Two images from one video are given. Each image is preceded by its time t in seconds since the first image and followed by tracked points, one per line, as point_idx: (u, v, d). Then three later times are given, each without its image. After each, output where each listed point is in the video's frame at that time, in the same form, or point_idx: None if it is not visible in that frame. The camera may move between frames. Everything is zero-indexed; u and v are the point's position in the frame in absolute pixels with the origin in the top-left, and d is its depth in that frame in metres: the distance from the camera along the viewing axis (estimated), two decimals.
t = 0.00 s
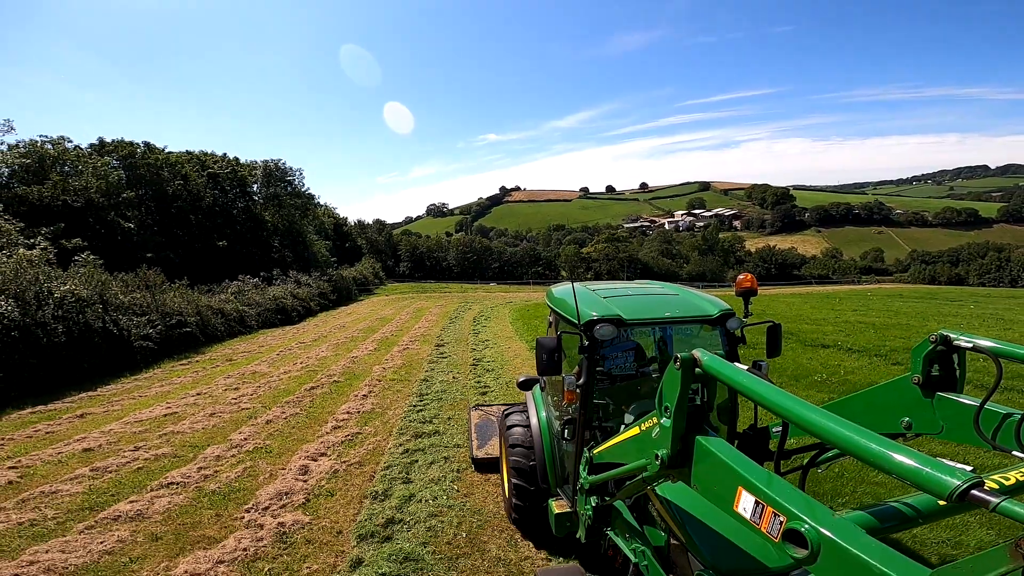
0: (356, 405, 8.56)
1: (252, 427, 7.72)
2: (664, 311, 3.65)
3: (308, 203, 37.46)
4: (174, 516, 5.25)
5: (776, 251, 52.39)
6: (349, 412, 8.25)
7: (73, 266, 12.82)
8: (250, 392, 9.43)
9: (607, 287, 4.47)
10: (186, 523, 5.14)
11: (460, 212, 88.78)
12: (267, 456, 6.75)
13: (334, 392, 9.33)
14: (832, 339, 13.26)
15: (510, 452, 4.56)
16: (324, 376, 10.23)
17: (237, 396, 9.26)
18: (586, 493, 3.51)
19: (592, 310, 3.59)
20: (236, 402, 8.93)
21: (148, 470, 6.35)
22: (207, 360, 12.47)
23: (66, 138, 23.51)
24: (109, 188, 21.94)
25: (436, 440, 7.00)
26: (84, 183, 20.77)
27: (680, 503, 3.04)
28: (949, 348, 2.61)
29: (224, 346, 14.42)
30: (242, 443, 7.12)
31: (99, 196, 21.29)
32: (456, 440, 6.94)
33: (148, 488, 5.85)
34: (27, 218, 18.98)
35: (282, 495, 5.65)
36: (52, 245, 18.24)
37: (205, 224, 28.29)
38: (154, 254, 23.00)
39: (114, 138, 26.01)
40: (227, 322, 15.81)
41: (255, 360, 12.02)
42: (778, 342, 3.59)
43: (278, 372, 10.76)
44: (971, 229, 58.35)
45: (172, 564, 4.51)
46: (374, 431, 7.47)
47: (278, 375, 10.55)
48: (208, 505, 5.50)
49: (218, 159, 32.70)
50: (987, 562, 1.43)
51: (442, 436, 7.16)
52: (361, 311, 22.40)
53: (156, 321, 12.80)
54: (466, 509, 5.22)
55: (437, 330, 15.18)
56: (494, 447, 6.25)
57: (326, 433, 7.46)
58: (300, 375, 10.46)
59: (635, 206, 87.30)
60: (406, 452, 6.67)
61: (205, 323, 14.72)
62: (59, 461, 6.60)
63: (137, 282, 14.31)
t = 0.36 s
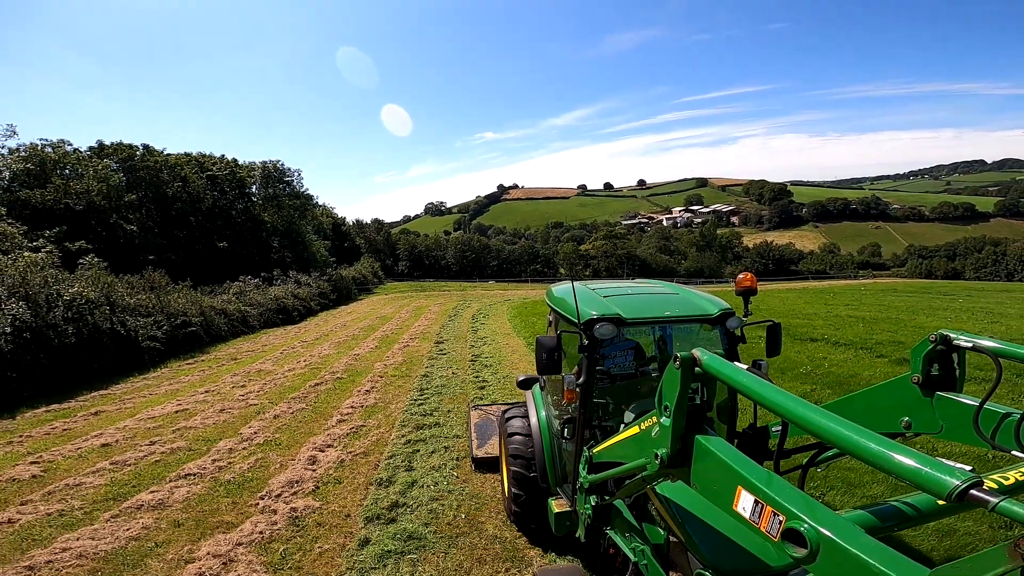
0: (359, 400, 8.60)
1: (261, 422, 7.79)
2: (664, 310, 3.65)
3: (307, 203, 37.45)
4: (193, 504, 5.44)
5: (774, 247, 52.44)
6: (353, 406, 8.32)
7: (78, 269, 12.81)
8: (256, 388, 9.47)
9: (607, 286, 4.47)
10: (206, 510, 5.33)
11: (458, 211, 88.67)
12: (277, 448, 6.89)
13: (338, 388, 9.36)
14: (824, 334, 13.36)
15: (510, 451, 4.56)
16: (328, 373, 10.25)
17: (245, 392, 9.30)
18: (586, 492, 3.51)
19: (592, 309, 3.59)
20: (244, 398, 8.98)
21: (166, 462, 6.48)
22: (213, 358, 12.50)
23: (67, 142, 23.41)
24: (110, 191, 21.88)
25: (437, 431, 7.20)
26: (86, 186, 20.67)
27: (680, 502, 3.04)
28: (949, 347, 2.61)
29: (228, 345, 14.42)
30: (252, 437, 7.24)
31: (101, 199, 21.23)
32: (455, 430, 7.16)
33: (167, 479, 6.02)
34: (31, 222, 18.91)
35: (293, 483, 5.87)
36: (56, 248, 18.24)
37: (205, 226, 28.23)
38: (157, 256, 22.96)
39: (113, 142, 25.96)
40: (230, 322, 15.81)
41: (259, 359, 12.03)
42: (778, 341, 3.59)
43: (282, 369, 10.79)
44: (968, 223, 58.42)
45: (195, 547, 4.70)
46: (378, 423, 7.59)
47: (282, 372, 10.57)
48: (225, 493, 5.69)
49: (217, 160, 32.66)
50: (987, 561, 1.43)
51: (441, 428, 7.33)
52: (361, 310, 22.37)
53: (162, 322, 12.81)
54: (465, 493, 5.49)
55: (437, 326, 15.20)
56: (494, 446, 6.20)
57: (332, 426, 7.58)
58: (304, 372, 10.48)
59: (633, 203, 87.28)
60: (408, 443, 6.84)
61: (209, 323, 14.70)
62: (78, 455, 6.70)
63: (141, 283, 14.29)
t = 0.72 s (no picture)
0: (364, 394, 8.65)
1: (270, 416, 7.86)
2: (664, 310, 3.65)
3: (307, 204, 37.48)
4: (211, 491, 5.66)
5: (772, 246, 52.49)
6: (358, 400, 8.38)
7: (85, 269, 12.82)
8: (263, 384, 9.51)
9: (607, 286, 4.47)
10: (222, 497, 5.55)
11: (457, 211, 88.60)
12: (286, 440, 7.03)
13: (341, 384, 9.41)
14: (815, 331, 13.47)
15: (510, 451, 4.56)
16: (332, 370, 10.29)
17: (252, 388, 9.36)
18: (586, 492, 3.51)
19: (592, 309, 3.59)
20: (253, 393, 9.03)
21: (181, 454, 6.63)
22: (219, 356, 12.54)
23: (71, 144, 23.35)
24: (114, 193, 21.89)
25: (438, 421, 7.38)
26: (90, 187, 20.66)
27: (680, 501, 3.04)
28: (949, 347, 2.61)
29: (233, 343, 14.45)
30: (262, 430, 7.36)
31: (106, 201, 21.23)
32: (455, 422, 7.33)
33: (184, 469, 6.21)
34: (36, 223, 18.83)
35: (304, 471, 6.11)
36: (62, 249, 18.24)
37: (207, 227, 28.17)
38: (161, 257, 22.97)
39: (115, 144, 26.02)
40: (235, 322, 15.83)
41: (265, 356, 12.04)
42: (778, 341, 3.59)
43: (288, 366, 10.83)
44: (966, 222, 58.52)
45: (215, 529, 4.95)
46: (382, 416, 7.70)
47: (287, 369, 10.62)
48: (240, 481, 5.92)
49: (217, 162, 32.72)
50: (986, 561, 1.44)
51: (441, 419, 7.49)
52: (361, 310, 22.36)
53: (169, 321, 12.83)
54: (465, 479, 5.77)
55: (437, 325, 15.24)
56: (494, 446, 6.12)
57: (338, 419, 7.68)
58: (308, 369, 10.52)
59: (632, 203, 87.26)
60: (410, 434, 7.02)
61: (214, 323, 14.71)
62: (97, 448, 6.81)
63: (147, 284, 14.30)
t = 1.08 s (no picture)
0: (368, 387, 8.68)
1: (277, 408, 7.87)
2: (664, 310, 3.65)
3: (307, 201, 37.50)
4: (225, 478, 5.73)
5: (771, 243, 52.54)
6: (362, 392, 8.41)
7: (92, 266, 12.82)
8: (268, 378, 9.52)
9: (607, 286, 4.47)
10: (236, 483, 5.63)
11: (456, 208, 88.51)
12: (293, 430, 7.08)
13: (345, 377, 9.43)
14: (805, 327, 13.58)
15: (509, 452, 4.56)
16: (336, 364, 10.31)
17: (259, 381, 9.38)
18: (586, 492, 3.51)
19: (592, 309, 3.59)
20: (260, 386, 9.04)
21: (196, 444, 6.66)
22: (226, 351, 12.55)
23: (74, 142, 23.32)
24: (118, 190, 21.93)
25: (438, 412, 7.42)
26: (94, 185, 20.65)
27: (680, 502, 3.04)
28: (949, 348, 2.60)
29: (237, 339, 14.46)
30: (270, 420, 7.39)
31: (109, 199, 21.25)
32: (455, 413, 7.37)
33: (198, 457, 6.25)
34: (40, 220, 18.86)
35: (312, 459, 6.18)
36: (68, 245, 18.22)
37: (209, 224, 28.08)
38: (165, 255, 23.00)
39: (117, 142, 26.07)
40: (238, 317, 15.84)
41: (269, 351, 12.05)
42: (778, 342, 3.59)
43: (292, 361, 10.85)
44: (964, 221, 58.60)
45: (231, 513, 5.05)
46: (385, 407, 7.75)
47: (292, 363, 10.64)
48: (253, 468, 5.99)
49: (218, 159, 32.76)
50: (988, 563, 1.43)
51: (441, 410, 7.53)
52: (362, 306, 22.39)
53: (175, 317, 12.84)
54: (465, 466, 5.91)
55: (437, 321, 15.26)
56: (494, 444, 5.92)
57: (343, 410, 7.71)
58: (312, 363, 10.54)
59: (632, 200, 87.22)
60: (412, 424, 7.08)
61: (219, 318, 14.72)
62: (114, 439, 6.83)
63: (153, 280, 14.31)
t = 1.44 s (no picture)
0: (370, 382, 8.70)
1: (285, 401, 7.89)
2: (664, 310, 3.65)
3: (308, 200, 37.51)
4: (238, 466, 5.75)
5: (770, 244, 52.59)
6: (366, 386, 8.43)
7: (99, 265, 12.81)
8: (274, 374, 9.54)
9: (606, 286, 4.47)
10: (248, 471, 5.65)
11: (456, 208, 88.49)
12: (301, 421, 7.09)
13: (348, 372, 9.45)
14: (797, 325, 13.70)
15: (509, 451, 4.56)
16: (340, 360, 10.33)
17: (265, 376, 9.39)
18: (586, 491, 3.51)
19: (592, 309, 3.60)
20: (267, 381, 9.06)
21: (208, 435, 6.68)
22: (232, 348, 12.55)
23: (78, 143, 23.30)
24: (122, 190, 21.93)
25: (438, 405, 7.44)
26: (99, 185, 20.66)
27: (680, 502, 3.04)
28: (949, 347, 2.60)
29: (242, 337, 14.48)
30: (278, 412, 7.41)
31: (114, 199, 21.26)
32: (455, 405, 7.38)
33: (211, 447, 6.27)
34: (46, 220, 18.83)
35: (321, 447, 6.20)
36: (74, 245, 18.23)
37: (212, 224, 28.05)
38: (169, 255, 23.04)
39: (122, 142, 26.04)
40: (243, 316, 15.84)
41: (274, 348, 12.08)
42: (777, 341, 3.59)
43: (297, 357, 10.87)
44: (963, 222, 58.61)
45: (246, 497, 5.09)
46: (388, 400, 7.77)
47: (296, 359, 10.67)
48: (263, 456, 6.01)
49: (220, 159, 32.77)
50: (987, 562, 1.43)
51: (442, 402, 7.54)
52: (363, 305, 22.43)
53: (181, 315, 12.85)
54: (464, 453, 5.99)
55: (437, 319, 15.28)
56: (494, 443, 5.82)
57: (347, 403, 7.73)
58: (316, 359, 10.56)
59: (631, 200, 87.24)
60: (413, 415, 7.09)
61: (224, 317, 14.73)
62: (130, 431, 6.84)
63: (159, 279, 14.31)
